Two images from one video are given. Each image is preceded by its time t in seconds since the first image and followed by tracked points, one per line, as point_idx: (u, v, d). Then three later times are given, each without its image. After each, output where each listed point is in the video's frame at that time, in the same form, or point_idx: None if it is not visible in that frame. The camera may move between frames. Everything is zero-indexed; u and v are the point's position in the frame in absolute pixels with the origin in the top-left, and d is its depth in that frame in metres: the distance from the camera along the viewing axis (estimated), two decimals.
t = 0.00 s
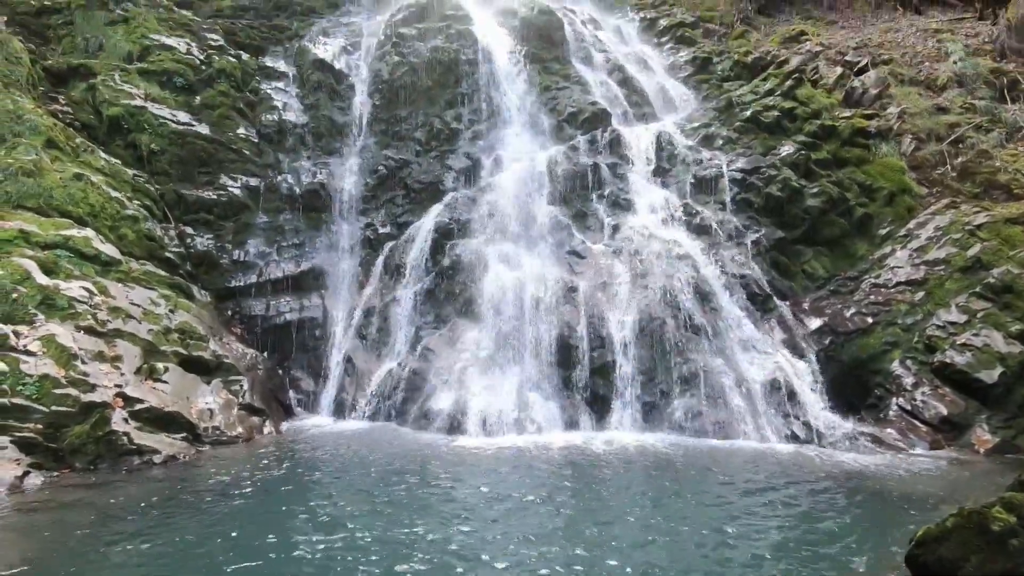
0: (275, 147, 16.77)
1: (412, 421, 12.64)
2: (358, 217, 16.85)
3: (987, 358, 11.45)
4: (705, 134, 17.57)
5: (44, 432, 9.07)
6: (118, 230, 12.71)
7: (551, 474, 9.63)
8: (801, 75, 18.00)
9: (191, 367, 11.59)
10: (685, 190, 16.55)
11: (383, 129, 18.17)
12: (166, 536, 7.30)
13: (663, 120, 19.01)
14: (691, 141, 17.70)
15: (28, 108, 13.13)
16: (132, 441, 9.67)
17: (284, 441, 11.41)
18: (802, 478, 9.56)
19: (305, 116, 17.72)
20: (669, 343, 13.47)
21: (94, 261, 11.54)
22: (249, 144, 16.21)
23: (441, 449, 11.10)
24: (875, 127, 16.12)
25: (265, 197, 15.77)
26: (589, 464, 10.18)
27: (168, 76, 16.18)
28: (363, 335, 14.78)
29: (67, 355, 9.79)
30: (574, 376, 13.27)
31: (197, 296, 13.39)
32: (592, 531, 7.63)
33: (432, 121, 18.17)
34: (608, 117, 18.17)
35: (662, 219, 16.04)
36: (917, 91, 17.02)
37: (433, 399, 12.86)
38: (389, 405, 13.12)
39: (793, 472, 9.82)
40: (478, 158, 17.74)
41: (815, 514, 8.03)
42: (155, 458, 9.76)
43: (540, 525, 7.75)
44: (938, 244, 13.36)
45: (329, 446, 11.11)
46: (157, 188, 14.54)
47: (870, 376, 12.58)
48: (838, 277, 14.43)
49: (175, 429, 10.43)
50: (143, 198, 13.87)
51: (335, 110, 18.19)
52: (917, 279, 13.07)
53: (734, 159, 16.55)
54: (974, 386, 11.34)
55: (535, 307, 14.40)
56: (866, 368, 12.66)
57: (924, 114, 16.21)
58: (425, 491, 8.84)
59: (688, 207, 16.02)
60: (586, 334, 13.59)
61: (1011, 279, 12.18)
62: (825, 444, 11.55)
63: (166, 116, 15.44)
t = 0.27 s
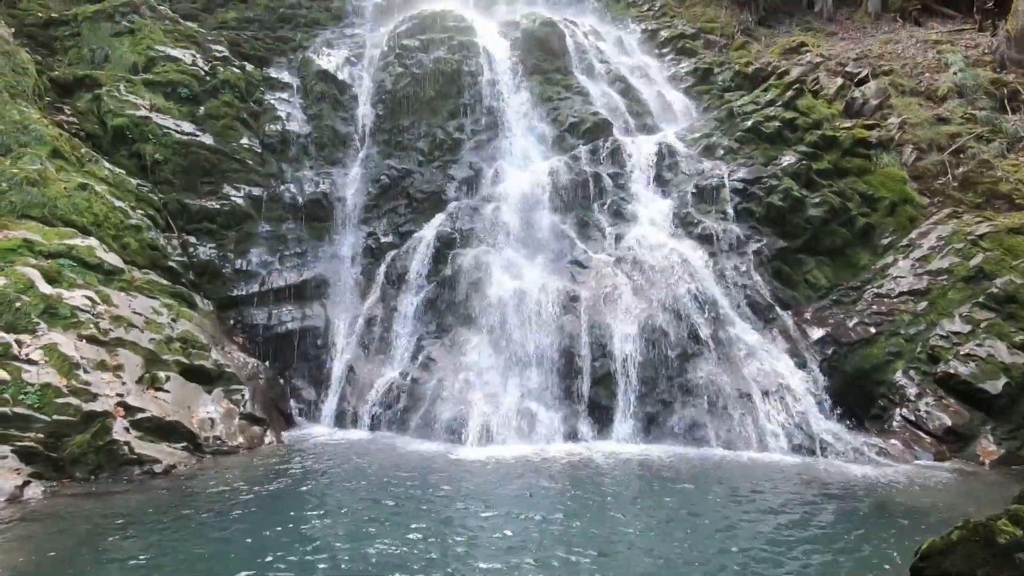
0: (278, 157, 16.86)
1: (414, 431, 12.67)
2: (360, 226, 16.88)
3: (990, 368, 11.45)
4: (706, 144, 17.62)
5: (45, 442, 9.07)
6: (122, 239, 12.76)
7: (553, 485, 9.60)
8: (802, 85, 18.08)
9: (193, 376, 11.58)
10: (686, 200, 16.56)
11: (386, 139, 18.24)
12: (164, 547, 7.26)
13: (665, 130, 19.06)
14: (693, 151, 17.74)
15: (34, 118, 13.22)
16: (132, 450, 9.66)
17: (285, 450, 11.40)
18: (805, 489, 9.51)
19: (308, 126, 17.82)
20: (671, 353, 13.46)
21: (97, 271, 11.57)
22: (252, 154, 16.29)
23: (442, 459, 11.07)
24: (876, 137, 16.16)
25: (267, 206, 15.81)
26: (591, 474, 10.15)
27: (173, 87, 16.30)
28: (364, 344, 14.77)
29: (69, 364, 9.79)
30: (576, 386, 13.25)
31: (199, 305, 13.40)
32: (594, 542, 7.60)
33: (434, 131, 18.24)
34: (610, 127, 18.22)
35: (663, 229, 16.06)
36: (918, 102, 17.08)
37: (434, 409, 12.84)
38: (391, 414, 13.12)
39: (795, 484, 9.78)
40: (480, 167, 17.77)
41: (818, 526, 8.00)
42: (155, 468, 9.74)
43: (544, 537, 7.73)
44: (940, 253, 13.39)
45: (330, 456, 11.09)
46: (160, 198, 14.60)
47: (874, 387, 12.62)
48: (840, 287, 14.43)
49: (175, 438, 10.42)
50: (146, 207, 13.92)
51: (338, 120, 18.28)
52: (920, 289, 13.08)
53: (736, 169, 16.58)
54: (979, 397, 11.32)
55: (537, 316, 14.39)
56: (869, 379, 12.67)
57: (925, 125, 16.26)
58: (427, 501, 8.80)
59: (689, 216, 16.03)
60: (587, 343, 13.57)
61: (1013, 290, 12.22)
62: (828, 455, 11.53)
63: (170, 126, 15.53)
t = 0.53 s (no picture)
0: (281, 163, 16.92)
1: (415, 437, 12.65)
2: (362, 232, 16.93)
3: (994, 375, 11.41)
4: (707, 151, 17.66)
5: (47, 448, 9.07)
6: (125, 245, 12.80)
7: (555, 492, 9.59)
8: (803, 92, 18.12)
9: (195, 382, 11.59)
10: (688, 206, 16.57)
11: (388, 146, 18.29)
12: (163, 554, 7.24)
13: (666, 137, 19.11)
14: (694, 157, 17.76)
15: (38, 125, 13.27)
16: (134, 457, 9.66)
17: (287, 457, 11.42)
18: (808, 497, 9.48)
19: (310, 133, 17.89)
20: (673, 359, 13.45)
21: (100, 277, 11.60)
22: (255, 160, 16.34)
23: (444, 465, 11.06)
24: (877, 143, 16.18)
25: (270, 212, 15.85)
26: (593, 482, 10.14)
27: (177, 94, 16.37)
28: (366, 350, 14.78)
29: (71, 370, 9.80)
30: (578, 392, 13.24)
31: (202, 311, 13.43)
32: (595, 550, 7.57)
33: (436, 138, 18.30)
34: (612, 134, 18.26)
35: (665, 235, 16.07)
36: (919, 109, 17.11)
37: (436, 415, 12.81)
38: (392, 421, 13.11)
39: (798, 491, 9.76)
40: (482, 174, 17.81)
41: (820, 535, 7.99)
42: (156, 474, 9.74)
43: (545, 545, 7.70)
44: (943, 260, 13.39)
45: (333, 463, 11.10)
46: (164, 204, 14.65)
47: (877, 394, 12.59)
48: (842, 293, 14.42)
49: (177, 444, 10.43)
50: (149, 213, 13.96)
51: (341, 127, 18.35)
52: (922, 296, 13.07)
53: (737, 175, 16.61)
54: (982, 404, 11.29)
55: (539, 323, 14.40)
56: (872, 386, 12.66)
57: (926, 131, 16.28)
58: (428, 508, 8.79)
59: (691, 223, 16.05)
60: (589, 350, 13.57)
61: (1017, 296, 12.20)
62: (831, 462, 11.52)
63: (173, 133, 15.60)
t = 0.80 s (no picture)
0: (283, 166, 16.96)
1: (416, 440, 12.65)
2: (364, 235, 16.96)
3: (997, 379, 11.40)
4: (709, 154, 17.67)
5: (49, 450, 9.08)
6: (127, 248, 12.83)
7: (557, 496, 9.58)
8: (804, 95, 18.13)
9: (196, 386, 11.60)
10: (689, 209, 16.57)
11: (390, 149, 18.33)
12: (165, 557, 7.24)
13: (667, 140, 19.13)
14: (695, 160, 17.77)
15: (42, 128, 13.31)
16: (135, 460, 9.66)
17: (289, 460, 11.42)
18: (810, 501, 9.46)
19: (313, 136, 17.94)
20: (675, 363, 13.46)
21: (103, 279, 11.63)
22: (257, 163, 16.38)
23: (445, 469, 11.05)
24: (879, 147, 16.18)
25: (272, 215, 15.88)
26: (594, 485, 10.14)
27: (179, 97, 16.43)
28: (367, 353, 14.78)
29: (73, 372, 9.81)
30: (579, 396, 13.24)
31: (204, 314, 13.45)
32: (597, 554, 7.57)
33: (438, 141, 18.34)
34: (613, 137, 18.27)
35: (666, 239, 16.08)
36: (920, 112, 17.11)
37: (436, 418, 12.75)
38: (394, 423, 13.11)
39: (800, 495, 9.75)
40: (483, 177, 17.84)
41: (822, 539, 7.97)
42: (158, 477, 9.74)
43: (547, 549, 7.69)
44: (945, 263, 13.38)
45: (334, 466, 11.10)
46: (166, 207, 14.70)
47: (879, 397, 12.58)
48: (844, 296, 14.41)
49: (178, 447, 10.43)
50: (152, 216, 13.99)
51: (343, 130, 18.39)
52: (925, 299, 13.05)
53: (739, 179, 16.62)
54: (985, 408, 11.29)
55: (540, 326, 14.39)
56: (875, 389, 12.65)
57: (928, 135, 16.28)
58: (430, 512, 8.79)
59: (692, 226, 16.05)
60: (591, 353, 13.57)
61: (1020, 300, 12.19)
62: (833, 466, 11.50)
63: (176, 137, 15.66)
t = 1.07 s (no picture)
0: (285, 167, 16.98)
1: (418, 441, 12.64)
2: (365, 236, 16.97)
3: (999, 381, 11.40)
4: (710, 155, 17.66)
5: (51, 451, 9.09)
6: (129, 249, 12.86)
7: (558, 497, 9.58)
8: (806, 96, 18.12)
9: (198, 386, 11.61)
10: (691, 210, 16.56)
11: (391, 150, 18.34)
12: (167, 557, 7.26)
13: (669, 141, 19.13)
14: (697, 161, 17.75)
15: (45, 129, 13.34)
16: (137, 460, 9.67)
17: (291, 460, 11.43)
18: (811, 502, 9.45)
19: (314, 137, 17.97)
20: (676, 364, 13.45)
21: (105, 280, 11.65)
22: (259, 164, 16.41)
23: (446, 470, 11.05)
24: (881, 148, 16.16)
25: (274, 216, 15.90)
26: (595, 486, 10.14)
27: (181, 98, 16.46)
28: (368, 354, 14.79)
29: (75, 373, 9.82)
30: (581, 397, 13.24)
31: (205, 315, 13.46)
32: (598, 555, 7.56)
33: (439, 142, 18.35)
34: (614, 138, 18.26)
35: (668, 239, 16.06)
36: (922, 113, 17.08)
37: (437, 418, 12.77)
38: (395, 424, 13.11)
39: (801, 497, 9.74)
40: (485, 178, 17.84)
41: (823, 541, 7.95)
42: (160, 478, 9.75)
43: (548, 550, 7.69)
44: (947, 265, 13.37)
45: (335, 466, 11.10)
46: (168, 208, 14.75)
47: (881, 399, 12.57)
48: (846, 298, 14.39)
49: (180, 448, 10.44)
50: (154, 217, 14.02)
51: (344, 131, 18.41)
52: (927, 301, 13.04)
53: (740, 180, 16.61)
54: (987, 410, 11.29)
55: (541, 327, 14.38)
56: (876, 391, 12.64)
57: (930, 136, 16.25)
58: (431, 512, 8.79)
59: (694, 227, 16.03)
60: (592, 355, 13.59)
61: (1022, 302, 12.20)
62: (834, 467, 11.49)
63: (179, 137, 15.70)
